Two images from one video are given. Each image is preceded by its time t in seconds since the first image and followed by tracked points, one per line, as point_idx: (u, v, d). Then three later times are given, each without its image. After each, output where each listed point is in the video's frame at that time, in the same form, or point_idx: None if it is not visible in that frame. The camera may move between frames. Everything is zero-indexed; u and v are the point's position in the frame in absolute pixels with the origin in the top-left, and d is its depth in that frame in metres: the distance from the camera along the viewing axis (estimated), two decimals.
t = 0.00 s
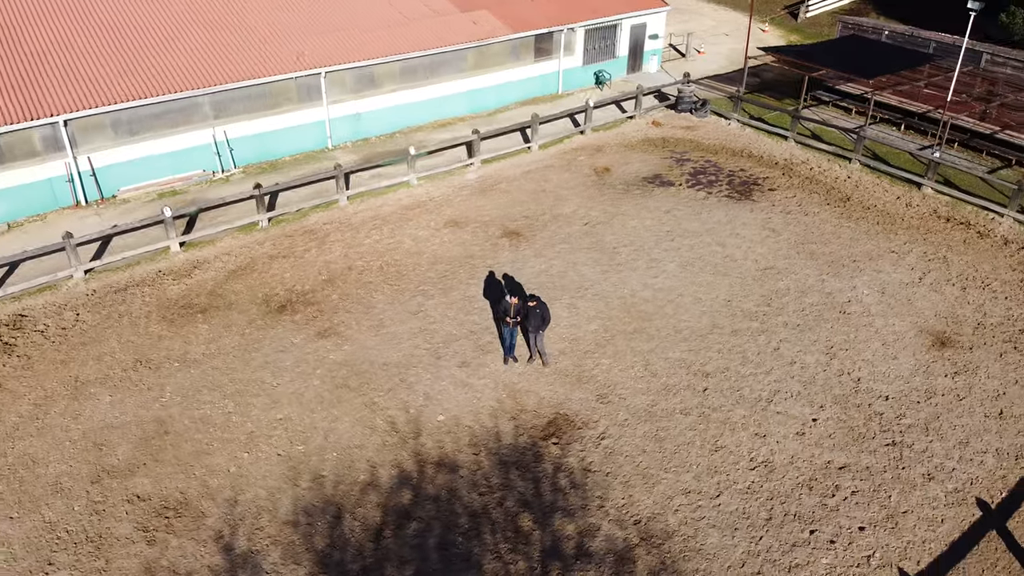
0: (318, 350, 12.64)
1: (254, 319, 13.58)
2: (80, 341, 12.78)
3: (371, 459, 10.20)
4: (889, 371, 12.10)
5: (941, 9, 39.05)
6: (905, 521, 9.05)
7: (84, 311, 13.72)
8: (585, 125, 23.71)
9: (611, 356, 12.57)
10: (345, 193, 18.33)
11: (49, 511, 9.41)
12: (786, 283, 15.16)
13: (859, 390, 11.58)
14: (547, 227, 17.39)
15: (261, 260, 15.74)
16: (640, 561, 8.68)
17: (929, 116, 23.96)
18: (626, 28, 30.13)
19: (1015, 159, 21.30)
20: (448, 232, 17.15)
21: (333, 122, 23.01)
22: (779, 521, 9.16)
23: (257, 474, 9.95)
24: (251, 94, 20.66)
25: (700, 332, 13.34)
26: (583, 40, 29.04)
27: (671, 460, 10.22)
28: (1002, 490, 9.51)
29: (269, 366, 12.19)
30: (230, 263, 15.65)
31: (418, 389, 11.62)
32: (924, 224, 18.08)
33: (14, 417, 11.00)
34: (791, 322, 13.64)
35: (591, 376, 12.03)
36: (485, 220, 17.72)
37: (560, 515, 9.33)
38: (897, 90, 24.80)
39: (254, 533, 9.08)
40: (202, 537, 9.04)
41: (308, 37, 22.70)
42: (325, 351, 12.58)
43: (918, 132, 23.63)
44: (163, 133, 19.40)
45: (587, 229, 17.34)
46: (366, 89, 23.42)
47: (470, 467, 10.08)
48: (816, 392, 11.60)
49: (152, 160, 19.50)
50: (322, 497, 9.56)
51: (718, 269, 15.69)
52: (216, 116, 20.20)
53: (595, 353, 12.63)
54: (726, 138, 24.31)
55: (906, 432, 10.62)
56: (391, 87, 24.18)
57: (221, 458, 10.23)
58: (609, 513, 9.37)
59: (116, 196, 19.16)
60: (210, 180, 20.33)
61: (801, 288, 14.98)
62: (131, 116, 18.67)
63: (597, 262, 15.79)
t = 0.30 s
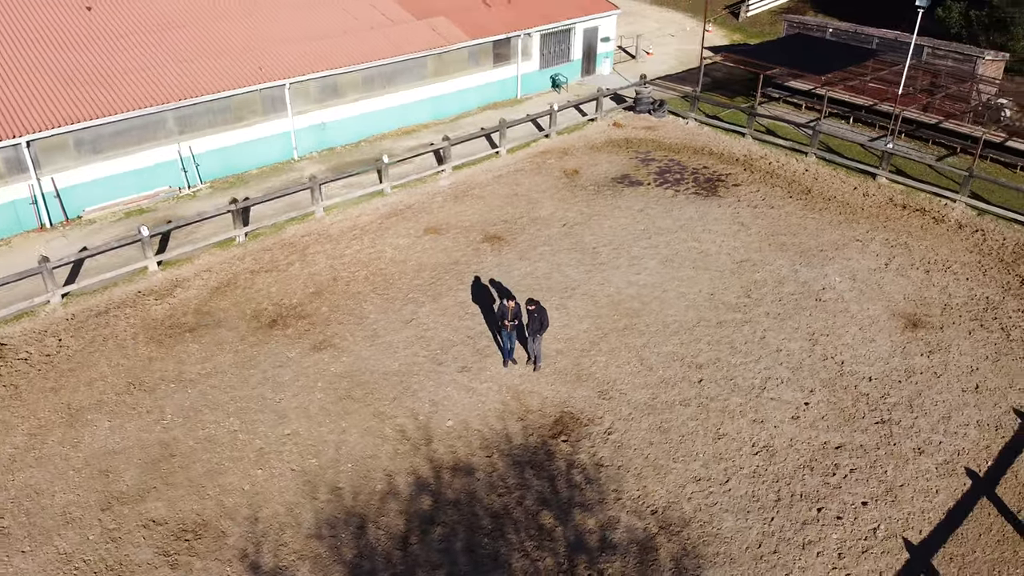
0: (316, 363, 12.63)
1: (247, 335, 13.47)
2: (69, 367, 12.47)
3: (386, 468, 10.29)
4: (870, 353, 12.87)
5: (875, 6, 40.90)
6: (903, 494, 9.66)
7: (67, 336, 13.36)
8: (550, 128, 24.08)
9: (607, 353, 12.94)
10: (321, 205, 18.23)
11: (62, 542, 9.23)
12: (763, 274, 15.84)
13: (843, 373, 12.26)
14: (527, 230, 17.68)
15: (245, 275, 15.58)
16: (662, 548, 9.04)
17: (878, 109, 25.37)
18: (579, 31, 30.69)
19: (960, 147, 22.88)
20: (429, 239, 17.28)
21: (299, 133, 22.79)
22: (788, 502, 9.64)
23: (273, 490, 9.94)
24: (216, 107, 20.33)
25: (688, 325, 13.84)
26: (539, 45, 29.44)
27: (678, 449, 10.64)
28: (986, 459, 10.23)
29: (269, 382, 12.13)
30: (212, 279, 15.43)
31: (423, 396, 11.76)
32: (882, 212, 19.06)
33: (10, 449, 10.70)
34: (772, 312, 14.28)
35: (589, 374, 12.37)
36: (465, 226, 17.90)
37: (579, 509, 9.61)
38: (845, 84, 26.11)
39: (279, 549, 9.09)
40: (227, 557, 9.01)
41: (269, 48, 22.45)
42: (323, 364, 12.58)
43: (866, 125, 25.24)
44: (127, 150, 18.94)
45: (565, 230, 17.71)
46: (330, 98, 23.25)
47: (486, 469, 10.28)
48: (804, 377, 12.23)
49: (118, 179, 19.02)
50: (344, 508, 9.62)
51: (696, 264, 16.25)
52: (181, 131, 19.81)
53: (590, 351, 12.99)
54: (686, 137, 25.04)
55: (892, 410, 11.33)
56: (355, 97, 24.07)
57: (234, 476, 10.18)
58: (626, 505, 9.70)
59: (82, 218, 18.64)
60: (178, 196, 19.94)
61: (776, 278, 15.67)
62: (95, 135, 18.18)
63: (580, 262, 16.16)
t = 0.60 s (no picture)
0: (317, 373, 12.63)
1: (241, 349, 13.36)
2: (61, 393, 12.19)
3: (404, 473, 10.42)
4: (850, 336, 13.54)
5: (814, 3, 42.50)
6: (898, 467, 10.28)
7: (54, 360, 13.04)
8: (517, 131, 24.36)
9: (602, 350, 13.30)
10: (298, 216, 18.08)
11: (82, 570, 9.12)
12: (738, 266, 16.44)
13: (828, 356, 12.91)
14: (508, 233, 17.93)
15: (232, 289, 15.40)
16: (682, 533, 9.42)
17: (829, 103, 26.49)
18: (536, 35, 31.07)
19: (908, 137, 24.10)
20: (413, 245, 17.38)
21: (266, 144, 22.49)
22: (793, 481, 10.14)
23: (293, 502, 9.97)
24: (182, 121, 19.94)
25: (676, 319, 14.31)
26: (498, 49, 29.70)
27: (684, 438, 11.06)
28: (969, 430, 10.95)
29: (272, 395, 12.08)
30: (196, 295, 15.18)
31: (429, 401, 11.90)
32: (843, 202, 19.97)
33: (12, 481, 10.46)
34: (753, 302, 14.86)
35: (589, 371, 12.70)
36: (445, 232, 18.04)
37: (598, 501, 9.92)
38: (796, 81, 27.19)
39: (308, 560, 9.15)
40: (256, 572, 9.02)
41: (231, 58, 22.12)
42: (325, 374, 12.59)
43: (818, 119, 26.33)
44: (94, 168, 18.45)
45: (545, 231, 18.02)
46: (296, 108, 23.00)
47: (502, 468, 10.50)
48: (792, 362, 12.83)
49: (85, 197, 18.52)
50: (367, 516, 9.73)
51: (675, 259, 16.77)
52: (147, 147, 19.37)
53: (586, 348, 13.32)
54: (649, 136, 25.63)
55: (878, 389, 12.00)
56: (320, 105, 23.87)
57: (251, 491, 10.17)
58: (642, 494, 10.05)
59: (49, 239, 18.11)
60: (147, 213, 19.53)
61: (752, 269, 16.30)
62: (60, 153, 17.66)
63: (564, 262, 16.48)
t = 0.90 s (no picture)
0: (320, 383, 12.67)
1: (239, 363, 13.29)
2: (59, 417, 11.95)
3: (421, 476, 10.59)
4: (829, 320, 14.24)
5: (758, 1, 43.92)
6: (890, 441, 10.93)
7: (45, 384, 12.74)
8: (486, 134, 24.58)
9: (598, 344, 13.69)
10: (277, 227, 17.91)
11: None
12: (716, 258, 17.05)
13: (812, 340, 13.55)
14: (489, 235, 18.17)
15: (219, 303, 15.24)
16: (698, 515, 9.84)
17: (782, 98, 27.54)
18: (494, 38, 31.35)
19: (859, 129, 25.44)
20: (398, 251, 17.47)
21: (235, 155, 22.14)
22: (795, 460, 10.68)
23: (315, 511, 10.05)
24: (150, 135, 19.51)
25: (664, 311, 14.82)
26: (459, 53, 29.82)
27: (687, 425, 11.50)
28: (950, 402, 11.69)
29: (277, 407, 12.09)
30: (183, 311, 14.96)
31: (436, 403, 12.09)
32: (806, 193, 20.86)
33: (22, 508, 10.26)
34: (735, 292, 15.47)
35: (588, 365, 13.06)
36: (427, 236, 18.18)
37: (614, 491, 10.28)
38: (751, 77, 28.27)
39: (338, 567, 9.25)
40: None
41: (195, 69, 21.77)
42: (328, 383, 12.65)
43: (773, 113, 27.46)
44: (62, 186, 17.93)
45: (526, 232, 18.33)
46: (263, 118, 22.70)
47: (517, 465, 10.77)
48: (779, 347, 13.44)
49: (53, 217, 18.00)
50: (391, 520, 9.87)
51: (656, 254, 17.29)
52: (116, 162, 18.91)
53: (582, 344, 13.69)
54: (613, 136, 26.18)
55: (861, 369, 12.68)
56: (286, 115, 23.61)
57: (270, 503, 10.20)
58: (655, 481, 10.45)
59: (18, 262, 17.55)
60: (118, 230, 19.07)
61: (729, 260, 16.93)
62: (27, 173, 17.11)
63: (548, 261, 16.83)
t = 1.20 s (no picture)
0: (326, 391, 12.74)
1: (239, 375, 13.25)
2: (60, 440, 11.74)
3: (440, 475, 10.83)
4: (807, 304, 14.98)
5: None
6: (878, 414, 11.65)
7: (40, 407, 12.48)
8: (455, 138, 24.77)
9: (592, 338, 14.10)
10: (258, 238, 17.76)
11: None
12: (694, 250, 17.66)
13: (793, 324, 14.25)
14: (472, 237, 18.43)
15: (210, 317, 15.14)
16: (710, 495, 10.36)
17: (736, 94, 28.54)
18: (454, 41, 31.49)
19: (811, 121, 26.54)
20: (383, 256, 17.58)
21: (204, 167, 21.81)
22: (794, 437, 11.30)
23: (340, 516, 10.19)
24: (119, 150, 19.12)
25: (651, 303, 15.33)
26: (420, 57, 29.85)
27: (689, 411, 12.02)
28: (928, 376, 12.52)
29: (285, 416, 12.13)
30: (171, 327, 14.78)
31: (444, 403, 12.31)
32: (768, 184, 21.73)
33: (36, 534, 10.12)
34: (716, 282, 16.10)
35: (586, 359, 13.47)
36: (410, 241, 18.32)
37: (628, 477, 10.71)
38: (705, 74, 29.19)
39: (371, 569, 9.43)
40: None
41: (158, 81, 21.41)
42: (332, 390, 12.74)
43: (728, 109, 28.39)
44: (31, 205, 17.49)
45: (507, 232, 18.65)
46: (230, 128, 22.40)
47: (532, 458, 11.10)
48: (764, 332, 14.09)
49: (24, 237, 17.56)
50: (417, 519, 10.09)
51: (635, 248, 17.82)
52: (85, 179, 18.51)
53: (577, 338, 14.09)
54: (578, 136, 26.69)
55: (843, 349, 13.42)
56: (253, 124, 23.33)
57: (294, 511, 10.30)
58: (666, 465, 10.92)
59: None
60: (90, 248, 18.68)
61: (705, 252, 17.57)
62: None
63: (533, 260, 17.19)
